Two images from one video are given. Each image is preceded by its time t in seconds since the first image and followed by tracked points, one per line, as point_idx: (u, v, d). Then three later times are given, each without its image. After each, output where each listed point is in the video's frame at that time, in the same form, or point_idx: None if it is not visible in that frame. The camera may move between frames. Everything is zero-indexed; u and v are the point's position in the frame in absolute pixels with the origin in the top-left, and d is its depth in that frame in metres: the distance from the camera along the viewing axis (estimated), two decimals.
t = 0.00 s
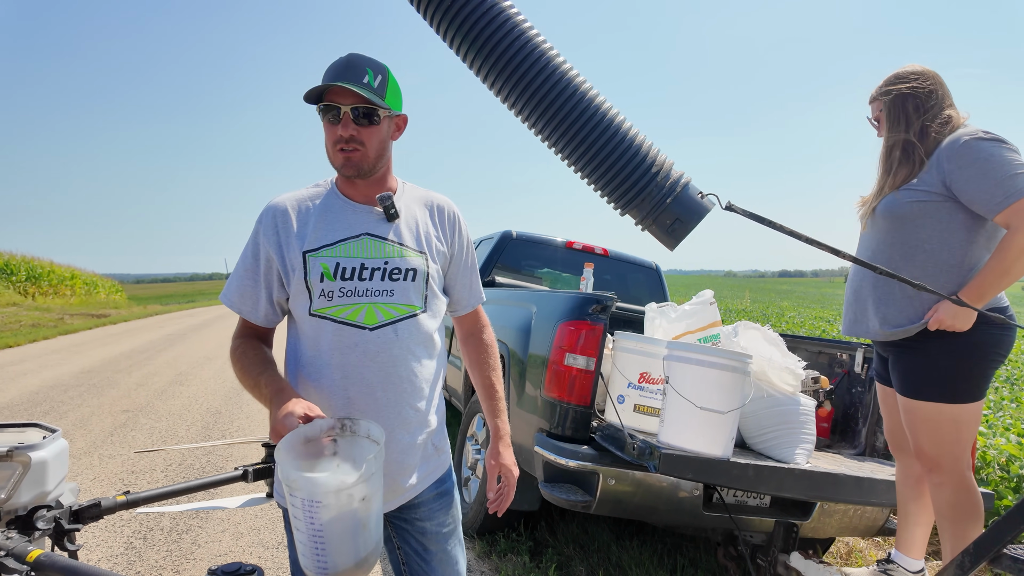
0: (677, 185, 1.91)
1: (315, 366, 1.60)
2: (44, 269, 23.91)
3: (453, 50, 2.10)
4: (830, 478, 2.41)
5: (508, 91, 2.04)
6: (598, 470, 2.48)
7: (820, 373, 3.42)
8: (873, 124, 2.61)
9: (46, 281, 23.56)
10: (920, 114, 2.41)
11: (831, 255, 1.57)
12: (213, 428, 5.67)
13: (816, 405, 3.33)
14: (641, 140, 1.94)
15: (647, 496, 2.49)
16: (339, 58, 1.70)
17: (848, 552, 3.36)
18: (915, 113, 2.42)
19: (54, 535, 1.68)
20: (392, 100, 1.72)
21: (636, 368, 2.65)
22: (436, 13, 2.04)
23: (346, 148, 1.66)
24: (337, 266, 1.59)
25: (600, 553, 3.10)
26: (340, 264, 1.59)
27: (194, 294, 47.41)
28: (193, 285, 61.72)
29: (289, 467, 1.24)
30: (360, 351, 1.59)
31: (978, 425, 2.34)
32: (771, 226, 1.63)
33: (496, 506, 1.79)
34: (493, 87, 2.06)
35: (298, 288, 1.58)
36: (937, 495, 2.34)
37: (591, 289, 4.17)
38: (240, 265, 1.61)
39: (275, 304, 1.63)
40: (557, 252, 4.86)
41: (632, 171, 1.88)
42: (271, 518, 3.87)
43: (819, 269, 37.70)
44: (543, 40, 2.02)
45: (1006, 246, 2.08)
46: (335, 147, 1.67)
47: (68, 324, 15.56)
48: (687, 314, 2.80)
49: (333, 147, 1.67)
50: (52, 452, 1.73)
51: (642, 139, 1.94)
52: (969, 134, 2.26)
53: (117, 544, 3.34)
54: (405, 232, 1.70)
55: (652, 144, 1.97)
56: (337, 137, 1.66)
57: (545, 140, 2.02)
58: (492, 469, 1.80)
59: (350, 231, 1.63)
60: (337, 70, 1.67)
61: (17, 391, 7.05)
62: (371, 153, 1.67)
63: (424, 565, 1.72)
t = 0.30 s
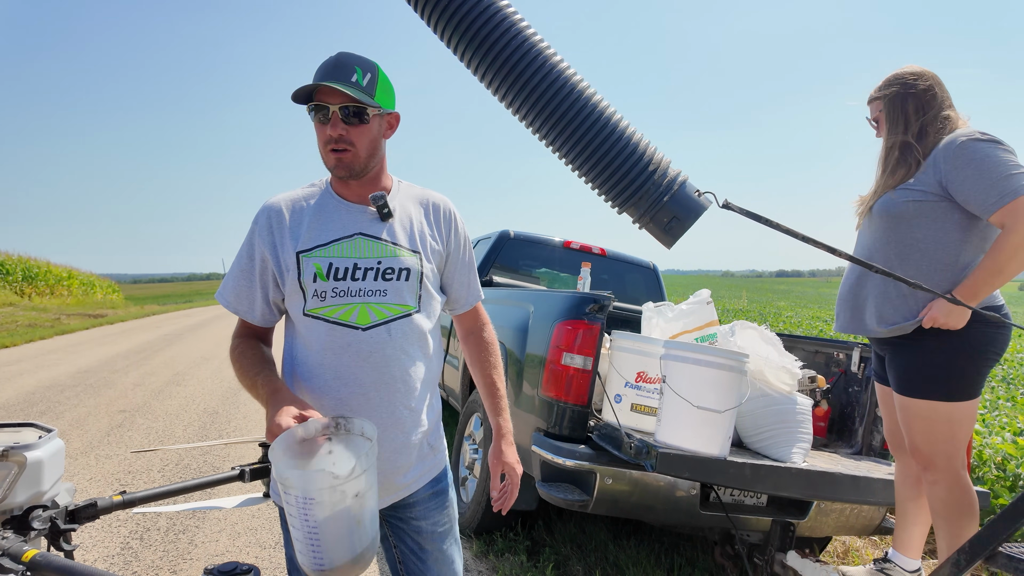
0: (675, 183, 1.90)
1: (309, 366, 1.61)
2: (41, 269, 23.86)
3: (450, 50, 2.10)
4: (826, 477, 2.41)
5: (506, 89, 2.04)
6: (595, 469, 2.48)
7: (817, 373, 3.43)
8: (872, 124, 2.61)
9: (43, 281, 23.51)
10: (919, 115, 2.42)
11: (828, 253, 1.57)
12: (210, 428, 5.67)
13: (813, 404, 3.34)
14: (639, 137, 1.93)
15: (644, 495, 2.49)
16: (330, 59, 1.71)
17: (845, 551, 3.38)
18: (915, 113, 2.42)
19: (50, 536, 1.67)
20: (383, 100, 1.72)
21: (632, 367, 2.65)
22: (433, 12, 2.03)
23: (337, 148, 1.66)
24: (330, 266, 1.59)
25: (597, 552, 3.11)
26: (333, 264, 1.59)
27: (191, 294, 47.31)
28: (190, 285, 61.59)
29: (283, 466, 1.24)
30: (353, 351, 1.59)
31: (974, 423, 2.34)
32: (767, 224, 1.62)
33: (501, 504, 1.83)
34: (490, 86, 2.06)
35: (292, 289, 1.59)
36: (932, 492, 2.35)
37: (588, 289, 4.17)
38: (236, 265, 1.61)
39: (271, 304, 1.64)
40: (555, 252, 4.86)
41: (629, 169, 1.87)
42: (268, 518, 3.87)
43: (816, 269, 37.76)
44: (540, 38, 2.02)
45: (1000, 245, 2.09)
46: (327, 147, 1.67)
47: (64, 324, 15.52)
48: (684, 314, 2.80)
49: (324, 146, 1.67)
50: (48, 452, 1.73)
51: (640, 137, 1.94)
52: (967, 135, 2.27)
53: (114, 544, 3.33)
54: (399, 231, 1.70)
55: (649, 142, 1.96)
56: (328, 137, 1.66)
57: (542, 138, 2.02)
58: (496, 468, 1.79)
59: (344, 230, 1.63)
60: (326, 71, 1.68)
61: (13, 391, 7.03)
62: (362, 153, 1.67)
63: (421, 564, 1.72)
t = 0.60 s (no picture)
0: (673, 180, 1.91)
1: (306, 369, 1.61)
2: (38, 269, 23.82)
3: (449, 50, 2.11)
4: (822, 477, 2.42)
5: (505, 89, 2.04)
6: (592, 470, 2.48)
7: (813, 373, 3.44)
8: (870, 125, 2.61)
9: (40, 281, 23.47)
10: (920, 115, 2.43)
11: (825, 252, 1.57)
12: (207, 428, 5.67)
13: (809, 404, 3.35)
14: (637, 135, 1.94)
15: (641, 495, 2.50)
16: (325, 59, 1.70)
17: (841, 551, 3.39)
18: (915, 114, 2.43)
19: (46, 536, 1.67)
20: (379, 102, 1.72)
21: (629, 367, 2.66)
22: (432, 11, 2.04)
23: (331, 148, 1.66)
24: (325, 268, 1.59)
25: (594, 552, 3.11)
26: (328, 266, 1.59)
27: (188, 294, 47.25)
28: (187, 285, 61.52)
29: (276, 462, 1.25)
30: (348, 354, 1.60)
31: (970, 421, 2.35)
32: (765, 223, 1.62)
33: (497, 504, 1.80)
34: (488, 86, 2.07)
35: (288, 291, 1.60)
36: (928, 491, 2.36)
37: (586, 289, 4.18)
38: (232, 267, 1.62)
39: (267, 305, 1.64)
40: (553, 252, 4.87)
41: (627, 167, 1.88)
42: (266, 518, 3.87)
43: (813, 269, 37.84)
44: (539, 38, 2.03)
45: (1003, 246, 2.11)
46: (320, 147, 1.66)
47: (61, 324, 15.52)
48: (681, 314, 2.81)
49: (318, 146, 1.67)
50: (44, 452, 1.73)
51: (638, 135, 1.94)
52: (968, 136, 2.28)
53: (110, 545, 3.33)
54: (394, 232, 1.70)
55: (648, 141, 1.97)
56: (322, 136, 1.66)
57: (540, 137, 2.02)
58: (491, 469, 1.79)
59: (338, 232, 1.63)
60: (322, 72, 1.67)
61: (9, 391, 7.03)
62: (356, 153, 1.67)
63: (417, 564, 1.72)
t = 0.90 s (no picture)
0: (667, 184, 1.91)
1: (302, 369, 1.61)
2: (35, 269, 23.77)
3: (443, 50, 2.10)
4: (818, 476, 2.42)
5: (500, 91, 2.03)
6: (589, 469, 2.49)
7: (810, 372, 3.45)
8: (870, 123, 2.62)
9: (37, 281, 23.42)
10: (925, 115, 2.43)
11: (821, 253, 1.57)
12: (205, 428, 5.66)
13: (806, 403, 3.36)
14: (632, 138, 1.93)
15: (638, 494, 2.50)
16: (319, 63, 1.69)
17: (838, 550, 3.40)
18: (917, 113, 2.43)
19: (43, 536, 1.67)
20: (375, 105, 1.72)
21: (626, 367, 2.67)
22: (426, 11, 2.03)
23: (331, 157, 1.65)
24: (321, 269, 1.59)
25: (591, 552, 3.11)
26: (324, 267, 1.60)
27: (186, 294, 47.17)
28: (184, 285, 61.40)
29: (273, 458, 1.25)
30: (344, 354, 1.60)
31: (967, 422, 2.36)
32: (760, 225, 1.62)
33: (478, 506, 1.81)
34: (482, 87, 2.06)
35: (284, 292, 1.60)
36: (923, 492, 2.37)
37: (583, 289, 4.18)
38: (228, 268, 1.62)
39: (263, 306, 1.64)
40: (551, 252, 4.87)
41: (621, 170, 1.88)
42: (263, 518, 3.86)
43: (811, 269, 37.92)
44: (533, 38, 2.02)
45: (1007, 247, 2.12)
46: (319, 155, 1.66)
47: (57, 324, 15.48)
48: (678, 313, 2.81)
49: (317, 154, 1.66)
50: (41, 453, 1.72)
51: (633, 138, 1.94)
52: (971, 138, 2.28)
53: (107, 545, 3.32)
54: (390, 233, 1.70)
55: (643, 144, 1.97)
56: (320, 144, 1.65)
57: (535, 139, 2.02)
58: (473, 468, 1.77)
59: (334, 233, 1.63)
60: (318, 77, 1.65)
61: (6, 391, 7.02)
62: (355, 161, 1.67)
63: (413, 563, 1.72)
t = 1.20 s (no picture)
0: (665, 182, 1.90)
1: (303, 373, 1.62)
2: (33, 269, 23.73)
3: (437, 47, 2.07)
4: (816, 475, 2.43)
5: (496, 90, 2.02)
6: (587, 468, 2.49)
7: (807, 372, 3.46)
8: (872, 113, 2.57)
9: (35, 281, 23.39)
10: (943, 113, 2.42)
11: (817, 251, 1.56)
12: (203, 428, 5.65)
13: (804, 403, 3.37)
14: (629, 136, 1.92)
15: (636, 494, 2.50)
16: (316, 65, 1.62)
17: (836, 549, 3.41)
18: (934, 106, 2.40)
19: (41, 536, 1.67)
20: (376, 111, 1.66)
21: (625, 366, 2.67)
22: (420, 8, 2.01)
23: (335, 169, 1.62)
24: (320, 273, 1.60)
25: (590, 551, 3.12)
26: (323, 271, 1.60)
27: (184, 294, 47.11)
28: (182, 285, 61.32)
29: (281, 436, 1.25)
30: (345, 358, 1.61)
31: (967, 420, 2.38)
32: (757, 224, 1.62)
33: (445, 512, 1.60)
34: (478, 85, 2.04)
35: (283, 295, 1.60)
36: (923, 490, 2.37)
37: (581, 289, 4.19)
38: (225, 271, 1.61)
39: (263, 308, 1.65)
40: (549, 252, 4.88)
41: (619, 168, 1.87)
42: (261, 518, 3.86)
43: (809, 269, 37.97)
44: (528, 37, 2.00)
45: (1016, 248, 2.16)
46: (323, 167, 1.62)
47: (56, 324, 15.46)
48: (676, 313, 2.82)
49: (320, 167, 1.62)
50: (39, 452, 1.69)
51: (630, 136, 1.92)
52: (980, 139, 2.29)
53: (105, 546, 3.32)
54: (388, 235, 1.70)
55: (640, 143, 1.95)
56: (322, 157, 1.61)
57: (531, 136, 2.01)
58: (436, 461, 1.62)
59: (332, 237, 1.64)
60: (317, 85, 1.57)
61: (3, 391, 7.00)
62: (360, 171, 1.64)
63: (411, 560, 1.72)
